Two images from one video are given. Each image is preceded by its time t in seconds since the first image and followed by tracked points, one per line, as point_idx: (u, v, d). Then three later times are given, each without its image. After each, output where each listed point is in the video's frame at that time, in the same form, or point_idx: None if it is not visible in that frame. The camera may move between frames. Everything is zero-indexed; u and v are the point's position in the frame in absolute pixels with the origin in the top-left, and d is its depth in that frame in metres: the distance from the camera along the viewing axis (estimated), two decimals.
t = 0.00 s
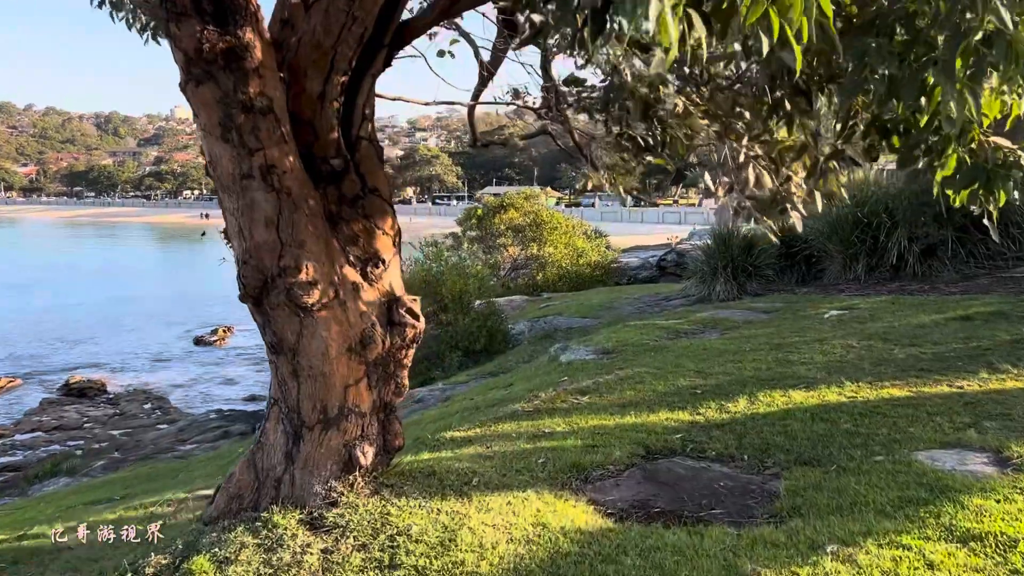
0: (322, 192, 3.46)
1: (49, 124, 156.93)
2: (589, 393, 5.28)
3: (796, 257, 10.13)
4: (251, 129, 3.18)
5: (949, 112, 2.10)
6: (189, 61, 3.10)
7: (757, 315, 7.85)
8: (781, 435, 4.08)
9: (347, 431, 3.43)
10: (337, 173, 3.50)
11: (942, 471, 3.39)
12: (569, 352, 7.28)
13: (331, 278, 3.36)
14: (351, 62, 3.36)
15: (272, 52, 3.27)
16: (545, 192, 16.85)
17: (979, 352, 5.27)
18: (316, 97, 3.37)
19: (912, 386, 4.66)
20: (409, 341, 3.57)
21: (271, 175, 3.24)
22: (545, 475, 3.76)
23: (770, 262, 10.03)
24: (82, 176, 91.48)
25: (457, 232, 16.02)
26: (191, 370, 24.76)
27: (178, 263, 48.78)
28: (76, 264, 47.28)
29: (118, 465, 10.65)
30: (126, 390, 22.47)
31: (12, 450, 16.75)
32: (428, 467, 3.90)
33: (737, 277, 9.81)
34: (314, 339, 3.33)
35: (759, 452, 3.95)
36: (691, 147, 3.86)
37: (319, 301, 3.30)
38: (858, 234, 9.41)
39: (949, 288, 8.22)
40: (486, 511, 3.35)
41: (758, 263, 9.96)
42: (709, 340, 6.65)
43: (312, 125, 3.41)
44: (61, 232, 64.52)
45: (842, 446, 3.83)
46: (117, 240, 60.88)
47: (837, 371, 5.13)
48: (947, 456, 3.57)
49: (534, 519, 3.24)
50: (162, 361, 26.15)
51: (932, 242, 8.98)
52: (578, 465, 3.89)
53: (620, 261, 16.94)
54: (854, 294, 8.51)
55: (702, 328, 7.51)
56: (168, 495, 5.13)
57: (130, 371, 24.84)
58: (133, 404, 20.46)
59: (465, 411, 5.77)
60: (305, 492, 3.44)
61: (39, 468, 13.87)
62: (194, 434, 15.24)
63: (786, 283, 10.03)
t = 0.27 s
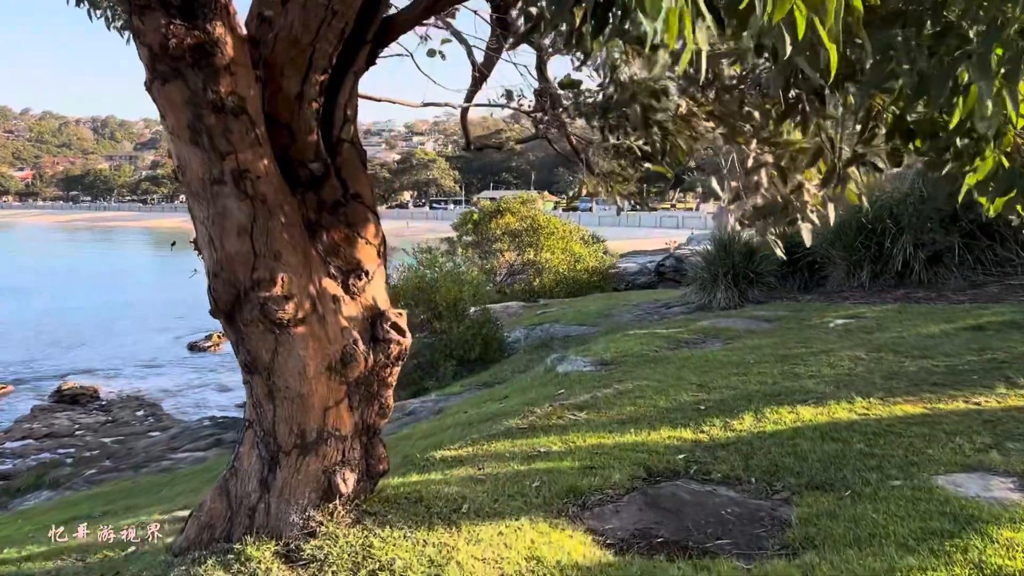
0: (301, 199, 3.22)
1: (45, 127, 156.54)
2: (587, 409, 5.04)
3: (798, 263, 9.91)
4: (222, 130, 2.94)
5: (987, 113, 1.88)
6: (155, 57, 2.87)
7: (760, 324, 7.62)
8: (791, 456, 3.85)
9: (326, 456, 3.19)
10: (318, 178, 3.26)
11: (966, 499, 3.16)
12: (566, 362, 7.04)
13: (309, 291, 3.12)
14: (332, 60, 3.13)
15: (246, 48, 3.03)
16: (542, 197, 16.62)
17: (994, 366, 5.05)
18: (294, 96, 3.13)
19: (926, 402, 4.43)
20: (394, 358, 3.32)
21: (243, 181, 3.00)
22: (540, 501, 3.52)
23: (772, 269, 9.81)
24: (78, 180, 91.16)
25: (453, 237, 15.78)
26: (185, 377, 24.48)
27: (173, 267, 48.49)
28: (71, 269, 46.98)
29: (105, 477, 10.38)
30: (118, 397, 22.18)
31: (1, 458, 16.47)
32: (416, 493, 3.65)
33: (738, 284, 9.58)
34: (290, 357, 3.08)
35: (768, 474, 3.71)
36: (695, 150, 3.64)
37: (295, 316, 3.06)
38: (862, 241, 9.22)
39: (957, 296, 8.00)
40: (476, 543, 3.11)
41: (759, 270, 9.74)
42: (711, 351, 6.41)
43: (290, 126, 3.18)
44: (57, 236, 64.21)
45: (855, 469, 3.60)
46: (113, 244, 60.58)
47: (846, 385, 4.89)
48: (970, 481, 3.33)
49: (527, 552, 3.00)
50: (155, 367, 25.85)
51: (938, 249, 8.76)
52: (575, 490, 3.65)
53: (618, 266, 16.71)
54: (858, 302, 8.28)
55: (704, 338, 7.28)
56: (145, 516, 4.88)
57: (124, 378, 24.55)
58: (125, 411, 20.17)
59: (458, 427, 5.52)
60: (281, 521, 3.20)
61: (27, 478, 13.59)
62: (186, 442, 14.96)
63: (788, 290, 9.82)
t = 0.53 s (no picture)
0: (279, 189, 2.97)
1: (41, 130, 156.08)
2: (587, 414, 4.78)
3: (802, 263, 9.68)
4: (193, 113, 2.70)
5: None
6: (120, 32, 2.63)
7: (766, 326, 7.36)
8: (808, 466, 3.59)
9: (307, 467, 2.94)
10: (299, 167, 3.02)
11: (1003, 514, 2.91)
12: (565, 365, 6.79)
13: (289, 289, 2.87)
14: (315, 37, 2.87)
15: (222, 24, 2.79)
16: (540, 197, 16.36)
17: (1015, 368, 4.81)
18: (272, 77, 2.89)
19: (947, 407, 4.19)
20: (382, 361, 3.07)
21: (216, 168, 2.75)
22: (538, 515, 3.27)
23: (775, 269, 9.57)
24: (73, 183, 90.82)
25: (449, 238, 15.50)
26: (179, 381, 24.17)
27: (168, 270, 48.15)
28: (65, 272, 46.61)
29: (91, 484, 10.08)
30: (111, 401, 21.87)
31: None
32: (405, 507, 3.40)
33: (741, 284, 9.34)
34: (268, 360, 2.83)
35: (784, 485, 3.47)
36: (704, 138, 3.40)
37: (272, 316, 2.81)
38: (868, 240, 8.99)
39: (967, 297, 7.77)
40: (471, 562, 2.87)
41: (762, 270, 9.50)
42: (715, 354, 6.16)
43: (269, 111, 2.93)
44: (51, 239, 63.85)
45: (877, 479, 3.36)
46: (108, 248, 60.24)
47: (860, 390, 4.64)
48: (1004, 493, 3.10)
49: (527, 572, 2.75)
50: (149, 371, 25.54)
51: (946, 248, 8.53)
52: (577, 502, 3.40)
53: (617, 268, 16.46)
54: (866, 303, 8.05)
55: (708, 340, 7.03)
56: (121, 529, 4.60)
57: (116, 382, 24.23)
58: (117, 415, 19.87)
59: (452, 433, 5.27)
60: (258, 539, 2.95)
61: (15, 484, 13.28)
62: (179, 447, 14.67)
63: (791, 291, 9.58)
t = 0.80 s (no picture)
0: (252, 192, 2.72)
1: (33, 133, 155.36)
2: (587, 429, 4.54)
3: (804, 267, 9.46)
4: (155, 108, 2.44)
5: None
6: (71, 18, 2.37)
7: (770, 333, 7.13)
8: (824, 488, 3.35)
9: (283, 496, 2.68)
10: (274, 168, 2.77)
11: None
12: (563, 374, 6.54)
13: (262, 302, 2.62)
14: (290, 27, 2.63)
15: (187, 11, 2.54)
16: (536, 200, 16.12)
17: None
18: (244, 70, 2.64)
19: (968, 421, 3.95)
20: (365, 380, 2.82)
21: (181, 169, 2.50)
22: (536, 544, 3.03)
23: (776, 273, 9.34)
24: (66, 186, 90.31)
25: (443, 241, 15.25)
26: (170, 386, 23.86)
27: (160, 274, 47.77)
28: (57, 275, 46.20)
29: (75, 495, 9.79)
30: (101, 407, 21.55)
31: None
32: (392, 539, 3.14)
33: (742, 289, 9.11)
34: (238, 380, 2.58)
35: (799, 510, 3.22)
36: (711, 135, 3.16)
37: (242, 331, 2.56)
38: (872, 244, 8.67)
39: (976, 301, 7.55)
40: None
41: (764, 274, 9.28)
42: (719, 363, 5.91)
43: (241, 106, 2.68)
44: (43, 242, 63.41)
45: (901, 503, 3.11)
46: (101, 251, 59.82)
47: (874, 403, 4.41)
48: None
49: None
50: (140, 376, 25.21)
51: (952, 251, 8.32)
52: (577, 529, 3.15)
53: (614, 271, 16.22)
54: (871, 308, 7.82)
55: (711, 347, 6.79)
56: (91, 553, 4.34)
57: (107, 387, 23.89)
58: (107, 421, 19.55)
59: (444, 448, 5.02)
60: None
61: None
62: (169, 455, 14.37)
63: (793, 295, 9.36)
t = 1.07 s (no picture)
0: (217, 187, 2.48)
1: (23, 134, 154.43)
2: (583, 440, 4.30)
3: (803, 268, 9.24)
4: (105, 94, 2.20)
5: None
6: None
7: (771, 336, 6.90)
8: (838, 506, 3.12)
9: (251, 522, 2.44)
10: (241, 162, 2.53)
11: None
12: (557, 380, 6.30)
13: (227, 310, 2.37)
14: (255, 6, 2.44)
15: None
16: (529, 200, 15.89)
17: None
18: (207, 54, 2.45)
19: (988, 432, 3.72)
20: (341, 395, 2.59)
21: (135, 162, 2.25)
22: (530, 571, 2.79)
23: (775, 274, 9.12)
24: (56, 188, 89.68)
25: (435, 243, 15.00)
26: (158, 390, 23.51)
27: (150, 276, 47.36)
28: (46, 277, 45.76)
29: (55, 504, 9.49)
30: (88, 411, 21.21)
31: None
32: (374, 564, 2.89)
33: (740, 290, 8.88)
34: (199, 396, 2.34)
35: (813, 529, 2.98)
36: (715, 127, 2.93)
37: (205, 341, 2.31)
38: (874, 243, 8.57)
39: (981, 302, 7.35)
40: None
41: (762, 275, 9.06)
42: (719, 368, 5.68)
43: (204, 94, 2.47)
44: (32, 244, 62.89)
45: (923, 523, 2.88)
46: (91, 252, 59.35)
47: (885, 411, 4.18)
48: None
49: None
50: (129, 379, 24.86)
51: (956, 252, 8.12)
52: (575, 553, 2.91)
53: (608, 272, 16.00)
54: (874, 310, 7.61)
55: (710, 351, 6.56)
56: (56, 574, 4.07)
57: (95, 391, 23.54)
58: (94, 425, 19.21)
59: (433, 460, 4.77)
60: None
61: None
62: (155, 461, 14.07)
63: (792, 296, 9.14)
